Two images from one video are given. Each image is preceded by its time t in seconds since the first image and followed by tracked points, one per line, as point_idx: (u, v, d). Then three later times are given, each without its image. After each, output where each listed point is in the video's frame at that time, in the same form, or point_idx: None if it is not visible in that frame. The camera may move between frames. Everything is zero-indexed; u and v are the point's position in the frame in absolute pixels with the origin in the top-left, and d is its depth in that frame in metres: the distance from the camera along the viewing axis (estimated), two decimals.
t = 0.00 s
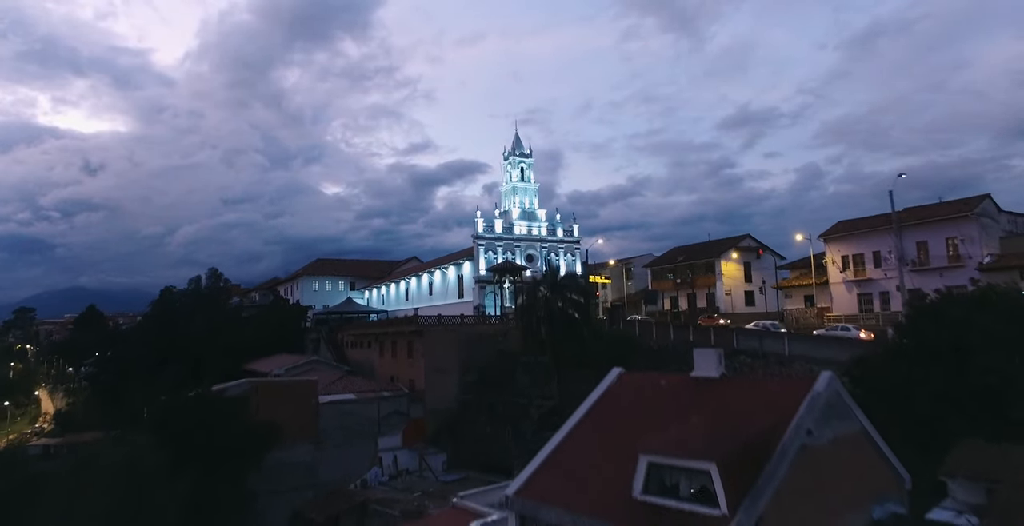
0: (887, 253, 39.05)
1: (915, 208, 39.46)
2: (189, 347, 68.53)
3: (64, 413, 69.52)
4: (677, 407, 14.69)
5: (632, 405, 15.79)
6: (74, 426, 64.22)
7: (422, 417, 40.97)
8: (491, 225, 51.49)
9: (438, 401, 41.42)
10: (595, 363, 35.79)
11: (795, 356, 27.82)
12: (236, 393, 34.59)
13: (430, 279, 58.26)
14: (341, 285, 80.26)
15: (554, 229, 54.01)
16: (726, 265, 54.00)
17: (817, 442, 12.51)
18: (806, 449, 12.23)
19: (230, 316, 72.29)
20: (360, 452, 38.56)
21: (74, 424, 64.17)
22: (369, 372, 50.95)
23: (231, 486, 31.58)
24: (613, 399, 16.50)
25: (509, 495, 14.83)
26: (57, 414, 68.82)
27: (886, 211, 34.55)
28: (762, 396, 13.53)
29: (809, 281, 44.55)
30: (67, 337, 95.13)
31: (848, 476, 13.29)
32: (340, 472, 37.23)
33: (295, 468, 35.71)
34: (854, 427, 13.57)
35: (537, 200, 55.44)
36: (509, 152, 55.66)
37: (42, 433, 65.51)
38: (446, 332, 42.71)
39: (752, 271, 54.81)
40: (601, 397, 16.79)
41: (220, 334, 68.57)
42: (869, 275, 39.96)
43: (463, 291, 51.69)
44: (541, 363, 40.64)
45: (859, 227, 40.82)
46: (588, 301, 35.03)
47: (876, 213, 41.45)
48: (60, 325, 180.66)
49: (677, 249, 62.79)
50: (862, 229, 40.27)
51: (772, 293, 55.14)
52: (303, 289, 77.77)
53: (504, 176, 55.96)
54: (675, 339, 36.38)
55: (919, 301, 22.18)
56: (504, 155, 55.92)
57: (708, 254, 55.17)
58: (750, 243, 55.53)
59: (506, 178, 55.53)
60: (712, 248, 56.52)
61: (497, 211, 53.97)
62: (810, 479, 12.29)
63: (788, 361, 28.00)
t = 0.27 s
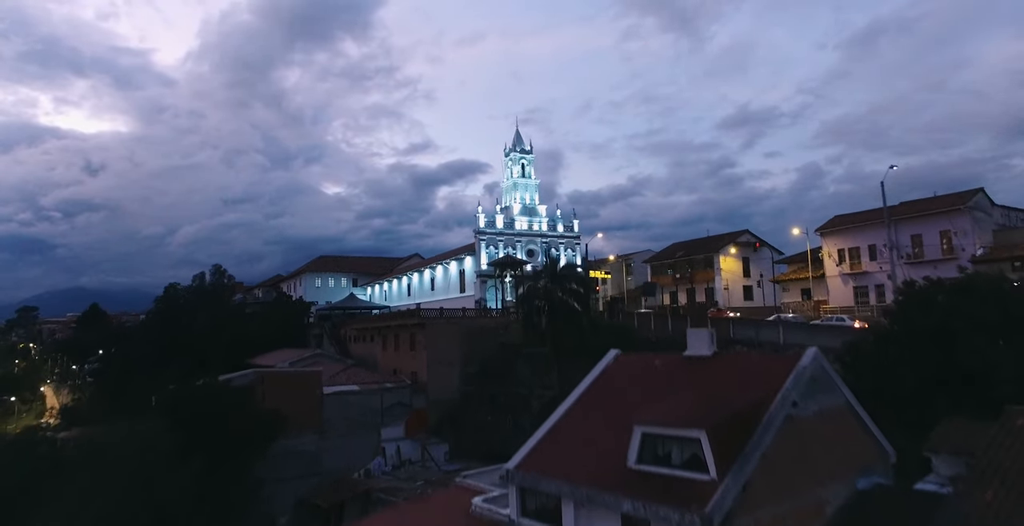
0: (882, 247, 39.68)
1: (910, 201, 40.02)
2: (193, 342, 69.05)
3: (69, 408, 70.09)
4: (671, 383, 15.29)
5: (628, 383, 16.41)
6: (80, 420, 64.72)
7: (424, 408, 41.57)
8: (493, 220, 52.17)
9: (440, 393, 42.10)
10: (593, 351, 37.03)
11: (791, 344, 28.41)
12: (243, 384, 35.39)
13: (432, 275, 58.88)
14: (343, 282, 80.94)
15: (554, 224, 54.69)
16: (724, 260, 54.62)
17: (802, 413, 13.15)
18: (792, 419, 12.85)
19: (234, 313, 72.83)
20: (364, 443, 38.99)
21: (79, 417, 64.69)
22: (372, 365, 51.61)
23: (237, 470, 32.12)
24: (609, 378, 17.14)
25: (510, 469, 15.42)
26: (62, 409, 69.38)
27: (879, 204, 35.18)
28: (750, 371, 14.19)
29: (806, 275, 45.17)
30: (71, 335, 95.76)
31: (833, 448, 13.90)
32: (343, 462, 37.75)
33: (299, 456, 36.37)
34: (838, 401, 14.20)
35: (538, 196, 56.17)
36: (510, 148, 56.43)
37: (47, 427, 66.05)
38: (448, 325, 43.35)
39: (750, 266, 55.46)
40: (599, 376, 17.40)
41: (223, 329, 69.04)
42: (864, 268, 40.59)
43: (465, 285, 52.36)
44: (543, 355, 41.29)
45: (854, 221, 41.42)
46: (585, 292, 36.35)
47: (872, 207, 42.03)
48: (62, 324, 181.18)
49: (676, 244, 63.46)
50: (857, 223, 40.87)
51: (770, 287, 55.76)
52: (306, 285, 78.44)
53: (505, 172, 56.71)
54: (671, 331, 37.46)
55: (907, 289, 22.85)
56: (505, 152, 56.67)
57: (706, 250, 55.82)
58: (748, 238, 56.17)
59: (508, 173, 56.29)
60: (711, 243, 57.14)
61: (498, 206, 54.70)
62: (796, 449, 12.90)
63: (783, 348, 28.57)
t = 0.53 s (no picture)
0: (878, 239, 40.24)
1: (905, 194, 40.56)
2: (197, 337, 69.52)
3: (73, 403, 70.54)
4: (665, 358, 15.82)
5: (624, 360, 16.94)
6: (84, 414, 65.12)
7: (427, 398, 42.09)
8: (494, 215, 52.75)
9: (442, 384, 42.62)
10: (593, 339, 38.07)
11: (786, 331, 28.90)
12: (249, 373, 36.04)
13: (434, 270, 59.44)
14: (345, 278, 81.51)
15: (554, 219, 55.27)
16: (723, 254, 55.17)
17: (790, 384, 13.70)
18: (780, 389, 13.43)
19: (238, 309, 73.34)
20: (369, 433, 38.96)
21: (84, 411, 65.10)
22: (374, 358, 52.16)
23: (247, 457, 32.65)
24: (607, 356, 17.66)
25: (510, 442, 15.95)
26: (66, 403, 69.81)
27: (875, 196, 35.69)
28: (740, 345, 14.74)
29: (803, 268, 45.70)
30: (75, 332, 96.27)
31: (820, 419, 14.46)
32: (347, 450, 37.97)
33: (303, 444, 36.89)
34: (826, 375, 14.76)
35: (538, 191, 56.79)
36: (511, 144, 57.08)
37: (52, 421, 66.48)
38: (449, 317, 43.88)
39: (749, 260, 56.02)
40: (597, 355, 17.93)
41: (227, 324, 69.52)
42: (860, 260, 41.14)
43: (467, 279, 52.92)
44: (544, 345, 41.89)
45: (850, 214, 41.96)
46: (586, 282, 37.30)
47: (867, 200, 42.57)
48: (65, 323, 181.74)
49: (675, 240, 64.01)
50: (853, 216, 41.42)
51: (769, 281, 56.31)
52: (308, 281, 79.05)
53: (506, 168, 57.35)
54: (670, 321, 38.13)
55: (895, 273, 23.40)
56: (507, 147, 57.32)
57: (705, 244, 56.39)
58: (747, 233, 56.73)
59: (509, 169, 56.92)
60: (710, 238, 57.69)
61: (499, 201, 55.32)
62: (784, 418, 13.46)
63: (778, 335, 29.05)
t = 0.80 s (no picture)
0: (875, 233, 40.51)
1: (902, 188, 40.81)
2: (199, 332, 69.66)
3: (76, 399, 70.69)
4: (660, 338, 16.11)
5: (620, 342, 17.22)
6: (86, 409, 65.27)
7: (428, 391, 42.31)
8: (494, 210, 53.06)
9: (443, 377, 42.90)
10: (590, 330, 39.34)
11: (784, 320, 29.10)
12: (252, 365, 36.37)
13: (434, 265, 59.74)
14: (346, 275, 81.81)
15: (554, 214, 55.55)
16: (722, 249, 55.42)
17: (781, 361, 14.00)
18: (771, 366, 13.70)
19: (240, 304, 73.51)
20: (369, 424, 39.86)
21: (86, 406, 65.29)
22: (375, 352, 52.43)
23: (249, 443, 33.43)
24: (604, 339, 17.93)
25: (508, 422, 16.24)
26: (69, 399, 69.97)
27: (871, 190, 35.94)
28: (733, 325, 15.03)
29: (801, 261, 45.95)
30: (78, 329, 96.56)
31: (812, 397, 14.76)
32: (349, 441, 38.75)
33: (306, 436, 37.28)
34: (817, 354, 15.05)
35: (538, 186, 57.13)
36: (511, 139, 57.44)
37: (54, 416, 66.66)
38: (450, 310, 44.10)
39: (748, 255, 56.28)
40: (594, 337, 18.20)
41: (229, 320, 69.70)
42: (858, 253, 41.39)
43: (467, 274, 53.23)
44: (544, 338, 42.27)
45: (848, 208, 42.23)
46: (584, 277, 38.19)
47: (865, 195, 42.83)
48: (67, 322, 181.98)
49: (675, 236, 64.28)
50: (850, 209, 41.69)
51: (768, 276, 56.55)
52: (310, 278, 79.36)
53: (506, 163, 57.69)
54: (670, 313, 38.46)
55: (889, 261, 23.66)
56: (507, 143, 57.68)
57: (705, 239, 56.65)
58: (746, 228, 56.99)
59: (509, 164, 57.29)
60: (709, 233, 57.94)
61: (499, 197, 55.64)
62: (776, 393, 13.76)
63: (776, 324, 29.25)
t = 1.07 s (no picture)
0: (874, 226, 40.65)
1: (901, 182, 40.95)
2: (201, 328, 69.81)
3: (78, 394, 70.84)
4: (656, 321, 16.29)
5: (617, 326, 17.38)
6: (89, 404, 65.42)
7: (428, 385, 42.44)
8: (495, 206, 53.29)
9: (444, 370, 43.08)
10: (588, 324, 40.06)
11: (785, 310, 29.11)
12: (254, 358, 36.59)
13: (435, 261, 59.97)
14: (348, 272, 82.06)
15: (555, 210, 55.75)
16: (722, 245, 55.56)
17: (775, 341, 14.19)
18: (764, 345, 13.90)
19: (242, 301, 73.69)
20: (370, 416, 39.94)
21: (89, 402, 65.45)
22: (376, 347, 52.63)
23: (251, 436, 33.94)
24: (601, 323, 18.09)
25: (506, 404, 16.41)
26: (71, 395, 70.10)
27: (870, 182, 36.07)
28: (728, 306, 15.22)
29: (801, 256, 46.08)
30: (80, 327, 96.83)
31: (807, 378, 14.93)
32: (349, 432, 38.80)
33: (307, 429, 37.38)
34: (811, 336, 15.21)
35: (539, 182, 57.38)
36: (512, 136, 57.71)
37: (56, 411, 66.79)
38: (451, 304, 44.21)
39: (748, 251, 56.42)
40: (592, 322, 18.36)
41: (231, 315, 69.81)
42: (857, 247, 41.51)
43: (468, 270, 53.45)
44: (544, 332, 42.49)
45: (846, 201, 42.37)
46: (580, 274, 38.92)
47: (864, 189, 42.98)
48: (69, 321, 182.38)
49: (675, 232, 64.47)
50: (849, 203, 41.82)
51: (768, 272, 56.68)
52: (311, 275, 79.60)
53: (506, 159, 57.96)
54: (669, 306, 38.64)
55: (886, 249, 23.79)
56: (507, 139, 57.96)
57: (705, 235, 56.81)
58: (746, 224, 57.14)
59: (509, 160, 57.55)
60: (710, 229, 58.09)
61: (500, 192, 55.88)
62: (769, 372, 13.95)
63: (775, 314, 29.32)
